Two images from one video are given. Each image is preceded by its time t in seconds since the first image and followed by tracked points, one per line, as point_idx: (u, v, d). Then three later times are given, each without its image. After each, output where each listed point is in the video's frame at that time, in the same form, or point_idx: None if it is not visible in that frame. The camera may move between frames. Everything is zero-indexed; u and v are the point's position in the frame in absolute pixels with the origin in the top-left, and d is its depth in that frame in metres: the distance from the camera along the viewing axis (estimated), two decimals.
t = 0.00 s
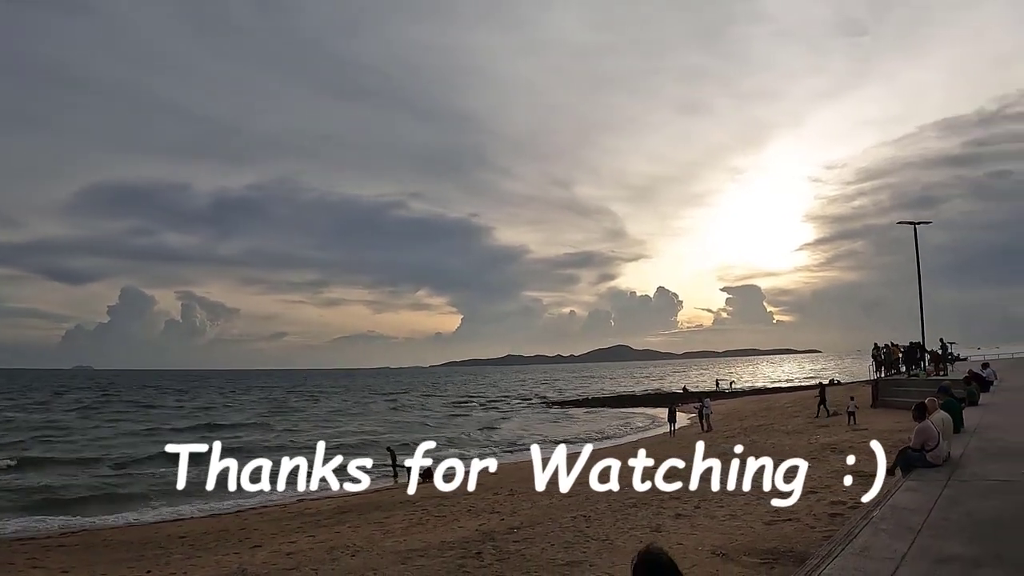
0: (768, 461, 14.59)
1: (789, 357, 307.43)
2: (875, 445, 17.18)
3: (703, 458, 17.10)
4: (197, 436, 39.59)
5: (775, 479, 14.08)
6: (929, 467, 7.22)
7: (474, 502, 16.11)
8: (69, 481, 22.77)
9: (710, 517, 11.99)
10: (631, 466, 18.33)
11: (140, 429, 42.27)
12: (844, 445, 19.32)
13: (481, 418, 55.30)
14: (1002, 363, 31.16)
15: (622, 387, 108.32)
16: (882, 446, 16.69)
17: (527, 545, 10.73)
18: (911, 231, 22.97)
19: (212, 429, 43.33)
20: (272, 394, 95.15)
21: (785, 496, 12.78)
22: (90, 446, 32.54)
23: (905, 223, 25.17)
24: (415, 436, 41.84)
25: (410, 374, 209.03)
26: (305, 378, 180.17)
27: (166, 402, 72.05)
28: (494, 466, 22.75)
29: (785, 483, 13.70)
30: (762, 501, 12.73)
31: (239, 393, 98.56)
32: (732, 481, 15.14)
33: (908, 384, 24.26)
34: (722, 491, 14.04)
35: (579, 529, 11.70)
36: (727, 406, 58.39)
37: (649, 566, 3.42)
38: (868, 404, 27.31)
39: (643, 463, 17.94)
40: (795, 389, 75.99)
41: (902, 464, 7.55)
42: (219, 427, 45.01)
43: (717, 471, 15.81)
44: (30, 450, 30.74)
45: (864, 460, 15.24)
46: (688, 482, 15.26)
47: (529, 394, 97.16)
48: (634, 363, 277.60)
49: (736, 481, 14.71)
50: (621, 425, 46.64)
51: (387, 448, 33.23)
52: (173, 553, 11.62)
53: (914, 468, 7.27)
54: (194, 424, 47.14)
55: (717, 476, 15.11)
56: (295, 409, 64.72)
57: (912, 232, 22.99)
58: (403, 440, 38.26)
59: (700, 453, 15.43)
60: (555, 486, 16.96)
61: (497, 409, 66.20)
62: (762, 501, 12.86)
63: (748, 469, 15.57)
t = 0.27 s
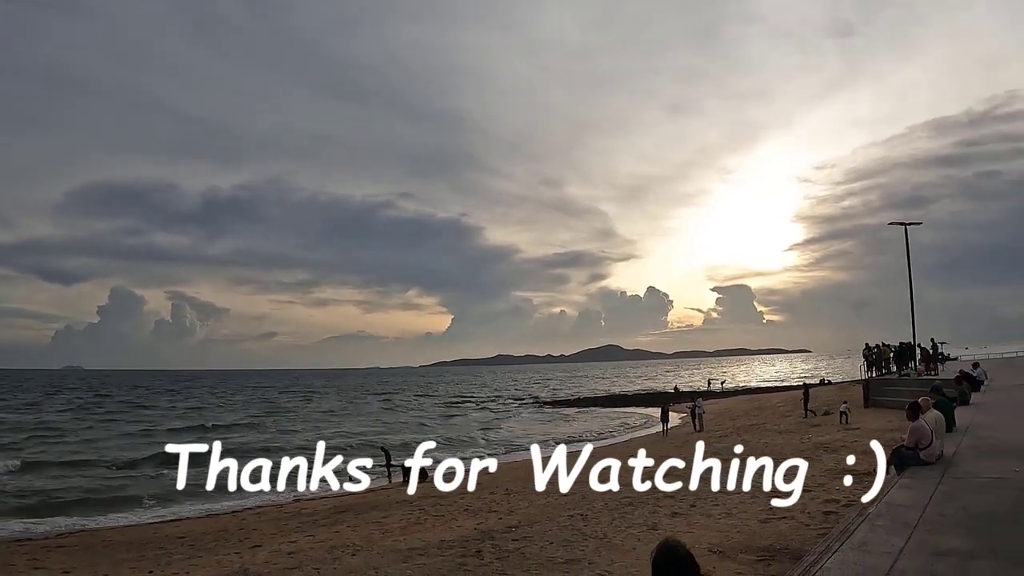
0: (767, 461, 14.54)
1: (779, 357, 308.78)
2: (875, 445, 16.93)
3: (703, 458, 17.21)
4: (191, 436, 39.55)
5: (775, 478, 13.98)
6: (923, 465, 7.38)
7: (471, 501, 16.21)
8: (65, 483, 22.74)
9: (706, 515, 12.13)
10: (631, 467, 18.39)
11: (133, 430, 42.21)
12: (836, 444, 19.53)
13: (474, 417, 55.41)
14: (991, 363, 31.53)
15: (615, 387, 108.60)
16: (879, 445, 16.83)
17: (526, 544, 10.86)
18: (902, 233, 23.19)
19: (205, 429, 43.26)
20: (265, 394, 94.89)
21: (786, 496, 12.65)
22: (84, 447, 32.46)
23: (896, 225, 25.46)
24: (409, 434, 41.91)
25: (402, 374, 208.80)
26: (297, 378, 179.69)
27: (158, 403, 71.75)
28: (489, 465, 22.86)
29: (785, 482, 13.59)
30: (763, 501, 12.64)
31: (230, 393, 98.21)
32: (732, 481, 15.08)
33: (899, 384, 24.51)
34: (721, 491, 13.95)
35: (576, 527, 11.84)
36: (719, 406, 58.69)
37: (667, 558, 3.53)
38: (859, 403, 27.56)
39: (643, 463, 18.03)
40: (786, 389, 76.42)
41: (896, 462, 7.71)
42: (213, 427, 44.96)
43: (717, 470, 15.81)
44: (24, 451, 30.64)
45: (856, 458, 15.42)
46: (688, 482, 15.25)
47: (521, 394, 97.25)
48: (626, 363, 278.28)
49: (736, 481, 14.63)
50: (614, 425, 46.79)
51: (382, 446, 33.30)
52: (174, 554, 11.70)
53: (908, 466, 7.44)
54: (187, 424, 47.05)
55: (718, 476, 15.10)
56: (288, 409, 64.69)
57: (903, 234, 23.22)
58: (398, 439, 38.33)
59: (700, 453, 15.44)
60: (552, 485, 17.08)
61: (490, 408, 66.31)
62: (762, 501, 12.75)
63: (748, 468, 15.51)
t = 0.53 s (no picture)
0: (766, 459, 14.35)
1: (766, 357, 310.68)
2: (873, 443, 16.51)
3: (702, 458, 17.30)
4: (181, 434, 39.38)
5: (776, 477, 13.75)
6: (915, 461, 7.58)
7: (466, 498, 16.30)
8: (57, 483, 22.66)
9: (700, 511, 12.29)
10: (631, 466, 18.48)
11: (123, 429, 41.99)
12: (826, 442, 19.79)
13: (465, 416, 55.54)
14: (977, 363, 31.99)
15: (603, 386, 108.97)
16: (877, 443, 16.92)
17: (525, 539, 10.98)
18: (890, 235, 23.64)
19: (196, 427, 43.15)
20: (253, 393, 94.46)
21: (786, 496, 12.41)
22: (76, 446, 32.35)
23: (885, 225, 25.77)
24: (400, 432, 41.97)
25: (391, 373, 208.51)
26: (285, 377, 179.11)
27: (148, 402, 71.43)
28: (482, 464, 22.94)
29: (786, 481, 13.35)
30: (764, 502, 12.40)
31: (220, 392, 97.86)
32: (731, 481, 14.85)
33: (886, 383, 24.84)
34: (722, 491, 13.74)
35: (572, 523, 11.98)
36: (708, 405, 59.05)
37: (695, 541, 3.24)
38: (848, 402, 27.87)
39: (643, 463, 18.10)
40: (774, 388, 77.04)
41: (890, 457, 7.88)
42: (204, 426, 44.81)
43: (717, 470, 15.66)
44: (16, 450, 30.51)
45: (846, 456, 15.67)
46: (687, 482, 15.11)
47: (511, 393, 97.39)
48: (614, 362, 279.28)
49: (736, 480, 14.43)
50: (604, 423, 46.99)
51: (375, 445, 33.35)
52: (174, 552, 11.75)
53: (901, 461, 7.63)
54: (177, 422, 46.85)
55: (717, 476, 14.97)
56: (278, 408, 64.58)
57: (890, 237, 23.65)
58: (389, 437, 38.40)
59: (700, 454, 15.29)
60: (546, 483, 17.18)
61: (480, 408, 66.38)
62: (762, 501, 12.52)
63: (748, 468, 15.33)
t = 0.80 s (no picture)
0: (770, 464, 14.01)
1: (756, 354, 312.18)
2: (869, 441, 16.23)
3: (703, 458, 17.35)
4: (173, 432, 39.24)
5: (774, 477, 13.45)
6: (911, 456, 7.72)
7: (462, 495, 16.38)
8: (50, 481, 22.57)
9: (695, 506, 12.41)
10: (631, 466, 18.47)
11: (115, 426, 41.80)
12: (817, 438, 20.00)
13: (457, 413, 55.62)
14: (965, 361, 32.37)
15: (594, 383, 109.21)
16: (869, 440, 17.07)
17: (523, 534, 11.06)
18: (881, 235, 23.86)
19: (188, 425, 43.04)
20: (244, 390, 94.09)
21: (786, 496, 12.05)
22: (69, 444, 32.22)
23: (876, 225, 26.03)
24: (393, 429, 42.00)
25: (382, 370, 208.19)
26: (275, 374, 178.53)
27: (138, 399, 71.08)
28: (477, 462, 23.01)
29: (786, 481, 13.01)
30: (763, 502, 12.07)
31: (209, 389, 97.54)
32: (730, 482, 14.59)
33: (876, 380, 25.12)
34: (723, 491, 13.43)
35: (570, 518, 12.08)
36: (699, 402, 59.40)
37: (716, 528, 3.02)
38: (839, 400, 28.15)
39: (644, 463, 18.13)
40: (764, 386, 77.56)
41: (885, 453, 8.02)
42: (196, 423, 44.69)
43: (717, 472, 15.46)
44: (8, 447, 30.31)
45: (838, 452, 15.85)
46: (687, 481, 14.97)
47: (502, 390, 97.50)
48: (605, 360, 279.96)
49: (735, 481, 14.17)
50: (596, 421, 47.20)
51: (368, 442, 33.37)
52: (172, 550, 11.76)
53: (896, 456, 7.76)
54: (168, 420, 46.69)
55: (717, 476, 14.73)
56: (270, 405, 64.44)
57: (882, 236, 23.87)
58: (383, 434, 38.41)
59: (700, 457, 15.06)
60: (541, 480, 17.27)
61: (472, 405, 66.46)
62: (761, 502, 12.17)
63: (747, 469, 15.09)
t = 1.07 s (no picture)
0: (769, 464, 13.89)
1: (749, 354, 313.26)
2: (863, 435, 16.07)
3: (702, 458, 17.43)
4: (168, 432, 39.14)
5: (775, 477, 13.24)
6: (908, 453, 7.87)
7: (460, 493, 16.47)
8: (47, 481, 22.52)
9: (693, 503, 12.54)
10: (632, 466, 18.52)
11: (109, 425, 41.66)
12: (811, 437, 20.19)
13: (451, 412, 55.67)
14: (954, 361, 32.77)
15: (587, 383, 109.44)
16: (863, 439, 17.25)
17: (524, 532, 11.16)
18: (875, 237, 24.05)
19: (183, 424, 42.95)
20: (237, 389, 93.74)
21: (786, 496, 11.75)
22: (64, 444, 32.19)
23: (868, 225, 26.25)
24: (388, 428, 42.03)
25: (375, 370, 207.90)
26: (267, 373, 178.05)
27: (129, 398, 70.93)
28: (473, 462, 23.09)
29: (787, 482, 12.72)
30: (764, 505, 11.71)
31: (201, 388, 97.40)
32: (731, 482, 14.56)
33: (869, 379, 25.36)
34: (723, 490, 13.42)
35: (569, 516, 12.19)
36: (693, 402, 59.66)
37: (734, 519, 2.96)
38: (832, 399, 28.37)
39: (643, 462, 18.24)
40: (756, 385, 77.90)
41: (882, 451, 8.16)
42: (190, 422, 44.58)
43: (717, 472, 15.52)
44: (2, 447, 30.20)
45: (832, 451, 16.03)
46: (688, 482, 14.99)
47: (496, 390, 97.56)
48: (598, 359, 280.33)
49: (735, 482, 14.05)
50: (590, 420, 47.33)
51: (364, 441, 33.41)
52: (174, 548, 11.80)
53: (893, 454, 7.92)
54: (162, 419, 46.56)
55: (719, 477, 14.69)
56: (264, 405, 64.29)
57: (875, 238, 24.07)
58: (378, 433, 38.42)
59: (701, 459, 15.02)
60: (539, 479, 17.37)
61: (466, 404, 66.54)
62: (761, 505, 11.87)
63: (748, 469, 14.99)
